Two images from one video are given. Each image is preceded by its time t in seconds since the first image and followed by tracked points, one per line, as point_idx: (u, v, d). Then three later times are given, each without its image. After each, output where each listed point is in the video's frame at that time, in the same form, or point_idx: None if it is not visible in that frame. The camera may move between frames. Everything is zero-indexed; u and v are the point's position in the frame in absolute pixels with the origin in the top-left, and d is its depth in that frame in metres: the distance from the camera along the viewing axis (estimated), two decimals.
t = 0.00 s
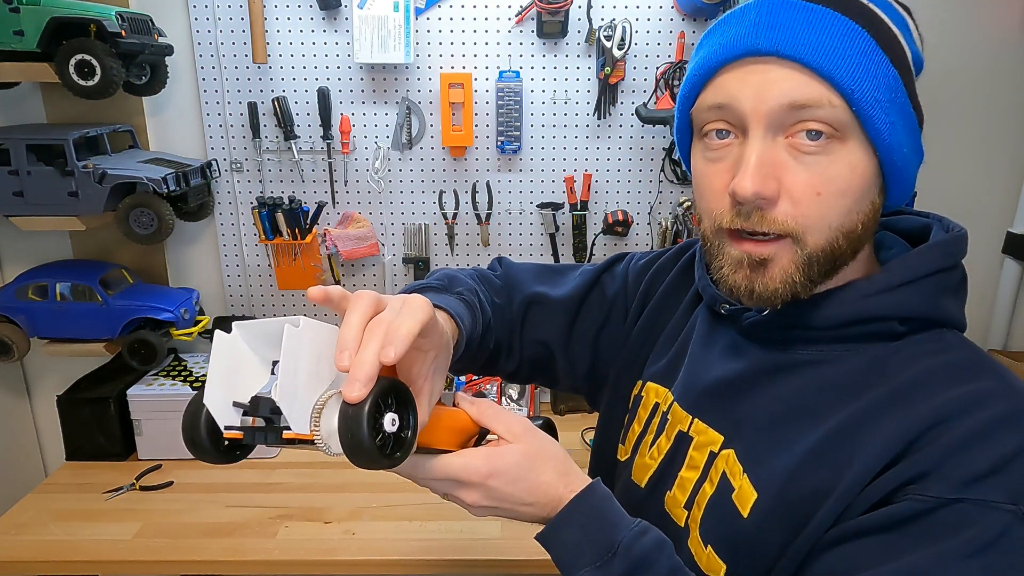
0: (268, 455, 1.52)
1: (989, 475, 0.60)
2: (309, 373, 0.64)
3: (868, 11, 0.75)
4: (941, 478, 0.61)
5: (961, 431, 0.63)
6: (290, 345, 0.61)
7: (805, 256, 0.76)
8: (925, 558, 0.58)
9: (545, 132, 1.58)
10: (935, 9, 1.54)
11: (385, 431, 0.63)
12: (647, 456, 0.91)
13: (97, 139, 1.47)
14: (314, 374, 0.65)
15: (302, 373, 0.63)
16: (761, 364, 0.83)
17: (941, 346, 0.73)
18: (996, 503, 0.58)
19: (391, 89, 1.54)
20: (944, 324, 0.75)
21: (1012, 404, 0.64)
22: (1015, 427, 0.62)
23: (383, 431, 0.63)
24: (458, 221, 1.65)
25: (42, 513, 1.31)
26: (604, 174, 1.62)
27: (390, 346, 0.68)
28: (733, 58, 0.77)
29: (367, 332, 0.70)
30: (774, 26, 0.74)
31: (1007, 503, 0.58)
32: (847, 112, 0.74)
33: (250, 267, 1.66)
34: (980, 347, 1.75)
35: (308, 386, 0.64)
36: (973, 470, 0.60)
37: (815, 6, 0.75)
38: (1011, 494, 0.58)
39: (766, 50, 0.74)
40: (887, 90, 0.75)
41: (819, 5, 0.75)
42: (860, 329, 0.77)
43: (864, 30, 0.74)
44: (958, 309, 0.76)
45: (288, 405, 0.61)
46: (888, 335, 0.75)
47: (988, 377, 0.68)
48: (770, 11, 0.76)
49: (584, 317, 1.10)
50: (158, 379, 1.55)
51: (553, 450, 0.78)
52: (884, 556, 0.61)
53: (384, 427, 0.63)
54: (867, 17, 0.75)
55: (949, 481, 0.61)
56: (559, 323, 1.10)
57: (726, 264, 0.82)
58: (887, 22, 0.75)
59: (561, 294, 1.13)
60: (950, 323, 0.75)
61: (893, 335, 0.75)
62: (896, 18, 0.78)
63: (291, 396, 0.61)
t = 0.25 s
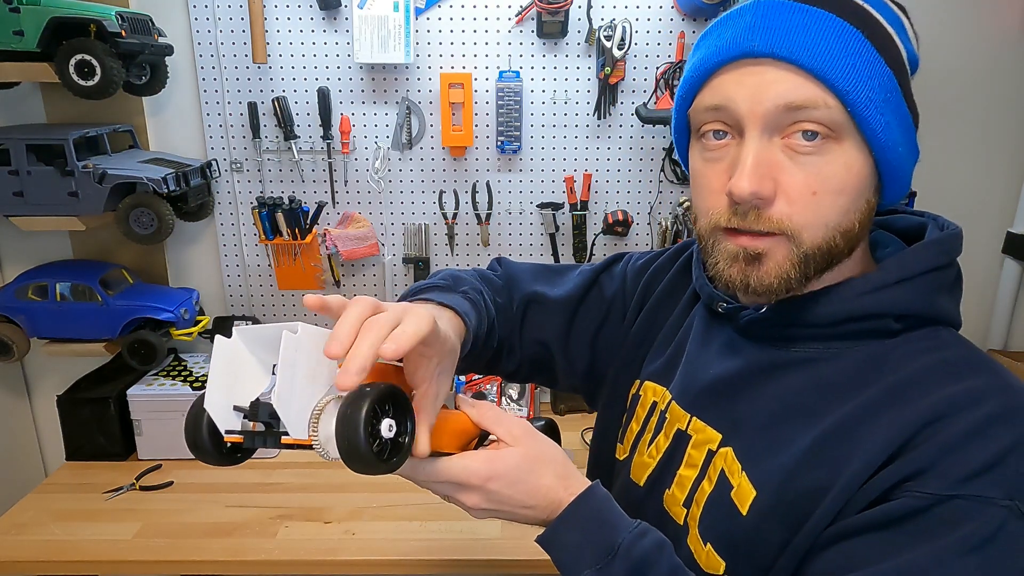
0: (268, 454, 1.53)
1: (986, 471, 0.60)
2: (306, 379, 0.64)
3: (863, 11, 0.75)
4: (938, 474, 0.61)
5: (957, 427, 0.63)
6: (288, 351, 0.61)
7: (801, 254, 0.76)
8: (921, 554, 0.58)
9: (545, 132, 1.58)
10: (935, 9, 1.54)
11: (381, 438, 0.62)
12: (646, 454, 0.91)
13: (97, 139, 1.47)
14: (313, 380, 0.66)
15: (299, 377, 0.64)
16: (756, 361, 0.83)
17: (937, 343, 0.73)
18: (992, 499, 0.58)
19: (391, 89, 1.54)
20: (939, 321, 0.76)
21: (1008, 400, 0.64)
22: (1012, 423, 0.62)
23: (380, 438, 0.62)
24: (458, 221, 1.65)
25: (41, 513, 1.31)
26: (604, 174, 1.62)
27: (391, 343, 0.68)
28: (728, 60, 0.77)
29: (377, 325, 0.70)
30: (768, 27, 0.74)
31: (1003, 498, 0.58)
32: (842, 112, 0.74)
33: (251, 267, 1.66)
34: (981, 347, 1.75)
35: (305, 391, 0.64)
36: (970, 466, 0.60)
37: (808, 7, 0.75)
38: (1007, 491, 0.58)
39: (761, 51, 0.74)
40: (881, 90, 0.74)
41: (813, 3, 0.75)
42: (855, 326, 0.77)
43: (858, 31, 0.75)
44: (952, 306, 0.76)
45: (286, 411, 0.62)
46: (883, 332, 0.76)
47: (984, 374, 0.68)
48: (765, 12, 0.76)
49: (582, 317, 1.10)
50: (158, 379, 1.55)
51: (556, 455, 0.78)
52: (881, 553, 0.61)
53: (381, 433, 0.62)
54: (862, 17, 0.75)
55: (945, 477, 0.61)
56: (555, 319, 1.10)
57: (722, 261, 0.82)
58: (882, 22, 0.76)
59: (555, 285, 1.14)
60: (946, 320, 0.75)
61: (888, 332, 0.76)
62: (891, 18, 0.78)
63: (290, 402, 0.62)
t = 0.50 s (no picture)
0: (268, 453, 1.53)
1: (982, 471, 0.60)
2: (284, 462, 0.66)
3: (845, 13, 0.75)
4: (936, 475, 0.62)
5: (953, 426, 0.64)
6: (264, 434, 0.64)
7: (781, 255, 0.76)
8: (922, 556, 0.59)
9: (545, 132, 1.58)
10: (936, 9, 1.54)
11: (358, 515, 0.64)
12: (643, 456, 0.90)
13: (97, 139, 1.47)
14: (294, 457, 0.66)
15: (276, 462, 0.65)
16: (746, 361, 0.82)
17: (928, 343, 0.74)
18: (990, 498, 0.59)
19: (391, 89, 1.54)
20: (926, 319, 0.76)
21: (1002, 401, 0.65)
22: (1007, 421, 0.63)
23: (359, 510, 0.63)
24: (458, 221, 1.65)
25: (42, 513, 1.31)
26: (604, 174, 1.62)
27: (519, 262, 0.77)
28: (705, 65, 0.77)
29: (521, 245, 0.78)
30: (744, 32, 0.74)
31: (1001, 498, 0.58)
32: (819, 114, 0.74)
33: (251, 267, 1.66)
34: (981, 347, 1.75)
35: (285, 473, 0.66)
36: (967, 466, 0.61)
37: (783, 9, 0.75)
38: (1004, 490, 0.59)
39: (736, 57, 0.74)
40: (860, 92, 0.74)
41: (792, 5, 0.75)
42: (843, 326, 0.77)
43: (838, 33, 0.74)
44: (940, 302, 0.77)
45: (263, 492, 0.65)
46: (871, 331, 0.76)
47: (976, 373, 0.69)
48: (740, 18, 0.76)
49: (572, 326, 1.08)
50: (158, 379, 1.55)
51: (554, 497, 0.76)
52: (879, 553, 0.62)
53: (361, 510, 0.64)
54: (845, 18, 0.74)
55: (944, 479, 0.61)
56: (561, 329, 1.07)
57: (707, 263, 0.82)
58: (864, 24, 0.75)
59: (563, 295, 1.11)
60: (936, 318, 0.76)
61: (875, 331, 0.76)
62: (874, 18, 0.76)
63: (264, 485, 0.65)
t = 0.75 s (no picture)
0: (268, 453, 1.53)
1: (970, 474, 0.59)
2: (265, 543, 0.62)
3: (752, 23, 0.70)
4: (922, 477, 0.61)
5: (941, 423, 0.63)
6: (239, 519, 0.60)
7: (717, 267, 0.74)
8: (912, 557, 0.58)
9: (545, 132, 1.58)
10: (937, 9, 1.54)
11: None
12: (642, 443, 0.89)
13: (97, 139, 1.47)
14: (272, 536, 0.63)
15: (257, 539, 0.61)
16: (744, 352, 0.80)
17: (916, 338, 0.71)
18: (979, 499, 0.58)
19: (391, 89, 1.54)
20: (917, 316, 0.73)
21: (993, 398, 0.64)
22: (993, 419, 0.62)
23: None
24: (458, 221, 1.65)
25: (42, 513, 1.31)
26: (604, 174, 1.62)
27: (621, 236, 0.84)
28: (630, 95, 0.78)
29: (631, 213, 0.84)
30: (659, 61, 0.74)
31: (991, 498, 0.58)
32: (729, 130, 0.69)
33: (251, 267, 1.66)
34: (981, 347, 1.75)
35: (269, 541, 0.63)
36: (954, 466, 0.60)
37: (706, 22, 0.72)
38: (994, 491, 0.58)
39: (644, 87, 0.74)
40: (758, 104, 0.69)
41: None
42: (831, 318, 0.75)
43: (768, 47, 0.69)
44: (932, 300, 0.74)
45: None
46: (859, 325, 0.74)
47: (959, 370, 0.67)
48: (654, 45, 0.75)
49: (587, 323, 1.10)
50: (158, 379, 1.55)
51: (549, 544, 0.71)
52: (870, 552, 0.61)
53: None
54: (752, 29, 0.70)
55: (931, 481, 0.60)
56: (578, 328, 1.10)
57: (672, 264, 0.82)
58: (774, 31, 0.69)
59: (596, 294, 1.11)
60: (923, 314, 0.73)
61: (864, 324, 0.74)
62: (807, 26, 0.69)
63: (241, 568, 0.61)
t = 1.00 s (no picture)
0: (267, 453, 1.53)
1: (942, 486, 0.57)
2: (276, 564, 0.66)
3: (717, 30, 0.70)
4: (889, 490, 0.59)
5: (914, 433, 0.61)
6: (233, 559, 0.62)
7: (684, 267, 0.76)
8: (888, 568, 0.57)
9: (545, 132, 1.58)
10: (936, 8, 1.54)
11: None
12: (639, 439, 0.90)
13: (97, 139, 1.47)
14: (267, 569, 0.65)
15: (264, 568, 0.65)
16: (735, 351, 0.78)
17: (897, 342, 0.69)
18: (951, 512, 0.56)
19: (391, 89, 1.54)
20: (899, 319, 0.70)
21: (971, 405, 0.61)
22: (966, 430, 0.59)
23: None
24: (458, 221, 1.65)
25: (41, 513, 1.31)
26: (604, 174, 1.62)
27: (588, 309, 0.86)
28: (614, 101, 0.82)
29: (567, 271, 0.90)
30: (633, 67, 0.76)
31: (963, 511, 0.56)
32: (681, 135, 0.71)
33: (251, 267, 1.66)
34: (980, 347, 1.75)
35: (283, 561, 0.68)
36: (927, 477, 0.58)
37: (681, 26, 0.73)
38: (967, 503, 0.56)
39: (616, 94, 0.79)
40: (706, 108, 0.70)
41: None
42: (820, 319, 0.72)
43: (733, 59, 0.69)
44: (920, 301, 0.71)
45: None
46: (843, 328, 0.72)
47: (935, 377, 0.64)
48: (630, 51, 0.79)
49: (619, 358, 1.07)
50: (158, 379, 1.55)
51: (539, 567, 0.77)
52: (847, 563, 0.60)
53: None
54: (719, 35, 0.70)
55: (904, 492, 0.58)
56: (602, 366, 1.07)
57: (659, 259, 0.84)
58: (736, 38, 0.69)
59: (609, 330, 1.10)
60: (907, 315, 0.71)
61: (848, 327, 0.71)
62: (774, 36, 0.68)
63: None
